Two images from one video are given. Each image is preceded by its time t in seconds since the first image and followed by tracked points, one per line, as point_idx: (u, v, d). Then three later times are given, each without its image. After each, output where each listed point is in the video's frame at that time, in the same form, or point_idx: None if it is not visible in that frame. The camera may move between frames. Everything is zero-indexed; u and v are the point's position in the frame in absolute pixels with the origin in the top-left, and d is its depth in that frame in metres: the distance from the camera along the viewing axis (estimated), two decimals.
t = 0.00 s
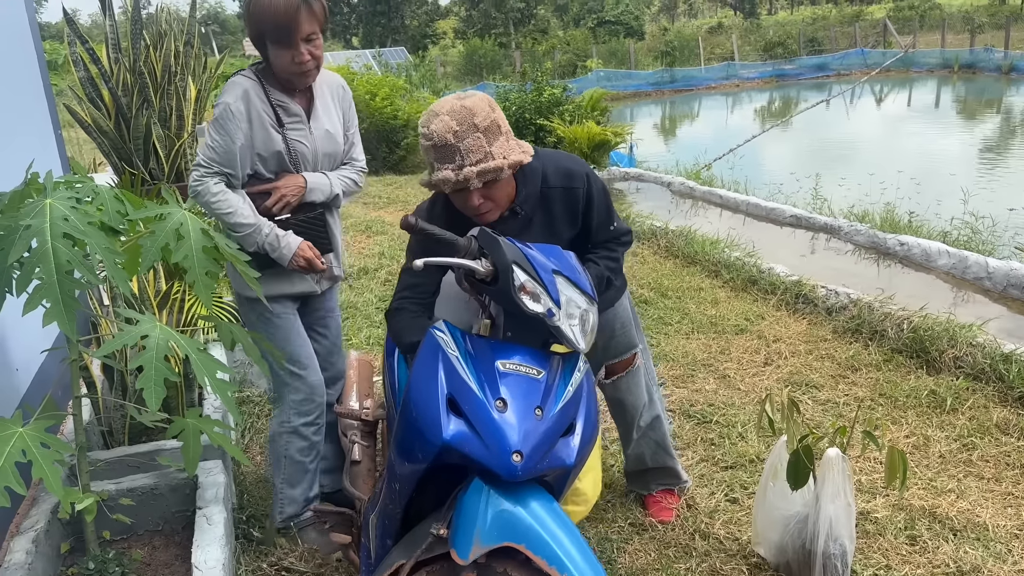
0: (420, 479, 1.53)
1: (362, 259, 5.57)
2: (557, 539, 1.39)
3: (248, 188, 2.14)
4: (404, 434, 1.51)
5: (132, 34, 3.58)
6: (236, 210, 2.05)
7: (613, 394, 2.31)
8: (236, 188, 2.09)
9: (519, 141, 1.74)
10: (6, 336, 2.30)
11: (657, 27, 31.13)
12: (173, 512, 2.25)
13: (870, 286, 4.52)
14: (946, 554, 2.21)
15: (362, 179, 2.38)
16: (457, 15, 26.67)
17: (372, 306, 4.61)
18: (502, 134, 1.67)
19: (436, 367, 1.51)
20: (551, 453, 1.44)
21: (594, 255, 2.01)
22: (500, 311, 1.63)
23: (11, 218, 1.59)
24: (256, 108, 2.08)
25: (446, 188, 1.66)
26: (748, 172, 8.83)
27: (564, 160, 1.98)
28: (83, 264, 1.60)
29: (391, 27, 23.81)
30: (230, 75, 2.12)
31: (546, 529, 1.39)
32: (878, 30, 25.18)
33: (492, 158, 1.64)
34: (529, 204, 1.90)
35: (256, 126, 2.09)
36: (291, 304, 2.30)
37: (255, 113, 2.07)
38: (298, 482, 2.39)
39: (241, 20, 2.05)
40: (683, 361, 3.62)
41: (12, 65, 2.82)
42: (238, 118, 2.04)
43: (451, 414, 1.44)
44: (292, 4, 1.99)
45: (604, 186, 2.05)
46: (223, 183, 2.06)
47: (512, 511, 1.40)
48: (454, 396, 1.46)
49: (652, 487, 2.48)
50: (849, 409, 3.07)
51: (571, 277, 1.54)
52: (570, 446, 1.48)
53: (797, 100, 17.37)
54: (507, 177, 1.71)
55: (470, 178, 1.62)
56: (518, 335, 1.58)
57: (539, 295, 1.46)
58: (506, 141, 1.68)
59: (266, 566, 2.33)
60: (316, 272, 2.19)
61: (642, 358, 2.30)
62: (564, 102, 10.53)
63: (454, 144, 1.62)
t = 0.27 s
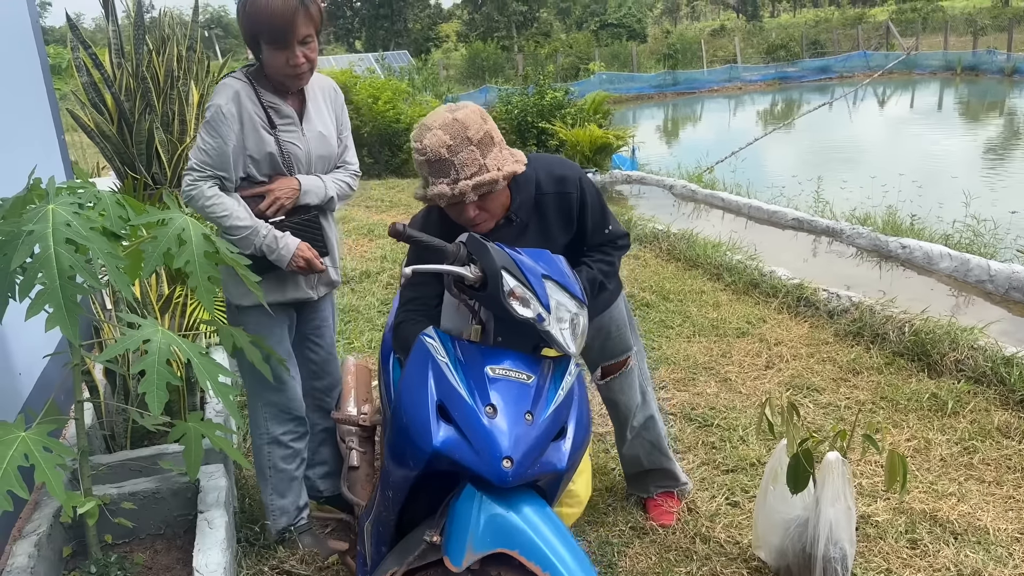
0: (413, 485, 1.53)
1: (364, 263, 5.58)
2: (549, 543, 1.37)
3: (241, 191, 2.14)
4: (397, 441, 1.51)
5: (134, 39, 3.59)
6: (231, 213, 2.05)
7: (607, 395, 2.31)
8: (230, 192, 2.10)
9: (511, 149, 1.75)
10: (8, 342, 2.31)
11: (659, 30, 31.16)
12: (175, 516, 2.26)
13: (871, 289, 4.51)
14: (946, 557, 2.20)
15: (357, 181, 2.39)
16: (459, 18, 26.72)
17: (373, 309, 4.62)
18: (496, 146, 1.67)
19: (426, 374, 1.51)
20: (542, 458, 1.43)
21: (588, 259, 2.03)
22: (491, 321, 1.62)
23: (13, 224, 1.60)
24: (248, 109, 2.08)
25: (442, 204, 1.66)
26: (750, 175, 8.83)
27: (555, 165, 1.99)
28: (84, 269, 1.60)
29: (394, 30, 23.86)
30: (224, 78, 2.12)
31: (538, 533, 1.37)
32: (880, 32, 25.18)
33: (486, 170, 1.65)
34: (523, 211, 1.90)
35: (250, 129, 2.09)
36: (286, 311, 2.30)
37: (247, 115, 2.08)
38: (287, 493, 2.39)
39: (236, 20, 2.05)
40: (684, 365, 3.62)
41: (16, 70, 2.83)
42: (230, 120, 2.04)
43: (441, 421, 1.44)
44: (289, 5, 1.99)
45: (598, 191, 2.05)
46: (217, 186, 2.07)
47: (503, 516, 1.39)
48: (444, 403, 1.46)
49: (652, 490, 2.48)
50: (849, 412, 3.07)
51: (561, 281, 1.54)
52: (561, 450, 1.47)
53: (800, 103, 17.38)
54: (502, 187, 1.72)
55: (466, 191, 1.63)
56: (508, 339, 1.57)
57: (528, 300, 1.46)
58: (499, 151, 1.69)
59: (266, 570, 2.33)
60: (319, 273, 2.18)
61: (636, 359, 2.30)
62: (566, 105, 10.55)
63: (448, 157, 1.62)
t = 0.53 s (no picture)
0: (415, 489, 1.54)
1: (367, 266, 5.59)
2: (550, 547, 1.37)
3: (233, 196, 2.14)
4: (398, 444, 1.52)
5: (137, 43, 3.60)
6: (221, 217, 2.05)
7: (610, 396, 2.30)
8: (222, 196, 2.10)
9: (507, 132, 1.76)
10: (13, 345, 2.32)
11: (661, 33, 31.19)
12: (179, 518, 2.27)
13: (874, 291, 4.51)
14: (950, 560, 2.20)
15: (354, 187, 2.38)
16: (462, 22, 26.77)
17: (376, 312, 4.63)
18: (492, 125, 1.69)
19: (428, 378, 1.51)
20: (543, 461, 1.43)
21: (586, 258, 1.98)
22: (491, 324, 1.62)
23: (19, 227, 1.61)
24: (240, 113, 2.08)
25: (440, 182, 1.66)
26: (752, 178, 8.83)
27: (547, 152, 2.00)
28: (89, 273, 1.61)
29: (397, 34, 23.90)
30: (217, 80, 2.12)
31: (538, 536, 1.37)
32: (883, 35, 25.18)
33: (483, 150, 1.65)
34: (518, 193, 1.93)
35: (243, 131, 2.09)
36: (285, 318, 2.31)
37: (238, 118, 2.08)
38: (289, 496, 2.40)
39: (234, 23, 2.05)
40: (687, 367, 3.62)
41: (20, 75, 2.84)
42: (220, 122, 2.04)
43: (442, 425, 1.44)
44: (288, 9, 2.00)
45: (591, 179, 2.06)
46: (207, 190, 2.06)
47: (503, 520, 1.38)
48: (445, 406, 1.46)
49: (654, 492, 2.49)
50: (852, 414, 3.07)
51: (561, 283, 1.54)
52: (562, 453, 1.47)
53: (802, 106, 17.38)
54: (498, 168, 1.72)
55: (463, 169, 1.63)
56: (508, 343, 1.56)
57: (526, 304, 1.46)
58: (496, 132, 1.70)
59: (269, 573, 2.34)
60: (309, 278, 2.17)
61: (637, 359, 2.29)
62: (568, 108, 10.56)
63: (446, 136, 1.63)
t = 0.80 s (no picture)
0: (415, 492, 1.54)
1: (370, 269, 5.60)
2: (549, 549, 1.36)
3: (229, 202, 2.14)
4: (399, 448, 1.52)
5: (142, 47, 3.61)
6: (217, 222, 2.04)
7: (611, 399, 2.30)
8: (217, 202, 2.10)
9: (523, 126, 1.76)
10: (18, 348, 2.33)
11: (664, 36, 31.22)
12: (183, 521, 2.27)
13: (877, 294, 4.50)
14: (955, 564, 2.20)
15: (353, 193, 2.39)
16: (465, 25, 26.82)
17: (380, 315, 4.63)
18: (510, 117, 1.69)
19: (428, 381, 1.52)
20: (543, 464, 1.43)
21: (587, 262, 1.98)
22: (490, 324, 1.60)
23: (24, 232, 1.62)
24: (236, 118, 2.09)
25: (453, 169, 1.66)
26: (756, 180, 8.83)
27: (558, 149, 2.00)
28: (93, 276, 1.62)
29: (400, 37, 23.95)
30: (213, 86, 2.13)
31: (538, 539, 1.36)
32: (886, 38, 25.17)
33: (499, 141, 1.66)
34: (528, 186, 1.92)
35: (239, 136, 2.10)
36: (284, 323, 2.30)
37: (233, 123, 2.09)
38: (292, 501, 2.40)
39: (234, 28, 2.06)
40: (690, 370, 3.62)
41: (25, 78, 2.85)
42: (214, 128, 2.05)
43: (442, 428, 1.45)
44: (288, 14, 2.01)
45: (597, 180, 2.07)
46: (201, 196, 2.07)
47: (502, 523, 1.39)
48: (445, 409, 1.46)
49: (657, 496, 2.49)
50: (856, 418, 3.07)
51: (559, 285, 1.54)
52: (563, 456, 1.47)
53: (805, 108, 17.37)
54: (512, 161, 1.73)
55: (479, 157, 1.63)
56: (507, 346, 1.55)
57: (524, 305, 1.45)
58: (512, 125, 1.70)
59: None
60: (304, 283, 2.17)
61: (638, 362, 2.29)
62: (571, 111, 10.57)
63: (464, 124, 1.63)
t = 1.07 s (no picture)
0: (419, 492, 1.54)
1: (374, 270, 5.61)
2: (553, 549, 1.37)
3: (230, 204, 2.15)
4: (403, 448, 1.53)
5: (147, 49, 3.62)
6: (218, 225, 2.05)
7: (615, 401, 2.31)
8: (218, 205, 2.11)
9: (522, 136, 1.77)
10: (24, 349, 2.34)
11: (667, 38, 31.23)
12: (188, 522, 2.28)
13: (881, 297, 4.50)
14: (959, 566, 2.19)
15: (355, 196, 2.39)
16: (469, 28, 26.86)
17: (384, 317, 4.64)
18: (508, 127, 1.70)
19: (431, 382, 1.52)
20: (546, 464, 1.43)
21: (591, 263, 2.00)
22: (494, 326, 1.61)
23: (31, 232, 1.63)
24: (238, 120, 2.10)
25: (451, 179, 1.68)
26: (759, 182, 8.83)
27: (560, 155, 2.00)
28: (100, 277, 1.63)
29: (404, 39, 24.01)
30: (217, 88, 2.14)
31: (542, 539, 1.37)
32: (890, 40, 25.14)
33: (498, 152, 1.67)
34: (528, 195, 1.93)
35: (241, 140, 2.11)
36: (287, 325, 2.31)
37: (236, 125, 2.10)
38: (296, 501, 2.41)
39: (239, 30, 2.07)
40: (693, 372, 3.63)
41: (31, 80, 2.86)
42: (216, 130, 2.06)
43: (446, 428, 1.45)
44: (294, 17, 2.02)
45: (600, 184, 2.07)
46: (203, 198, 2.08)
47: (506, 523, 1.39)
48: (449, 409, 1.47)
49: (661, 497, 2.49)
50: (860, 420, 3.07)
51: (562, 286, 1.54)
52: (566, 456, 1.47)
53: (809, 110, 17.36)
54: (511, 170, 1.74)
55: (476, 168, 1.64)
56: (511, 346, 1.56)
57: (528, 305, 1.46)
58: (511, 135, 1.71)
59: None
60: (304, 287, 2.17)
61: (642, 364, 2.30)
62: (575, 114, 10.58)
63: (463, 135, 1.64)
